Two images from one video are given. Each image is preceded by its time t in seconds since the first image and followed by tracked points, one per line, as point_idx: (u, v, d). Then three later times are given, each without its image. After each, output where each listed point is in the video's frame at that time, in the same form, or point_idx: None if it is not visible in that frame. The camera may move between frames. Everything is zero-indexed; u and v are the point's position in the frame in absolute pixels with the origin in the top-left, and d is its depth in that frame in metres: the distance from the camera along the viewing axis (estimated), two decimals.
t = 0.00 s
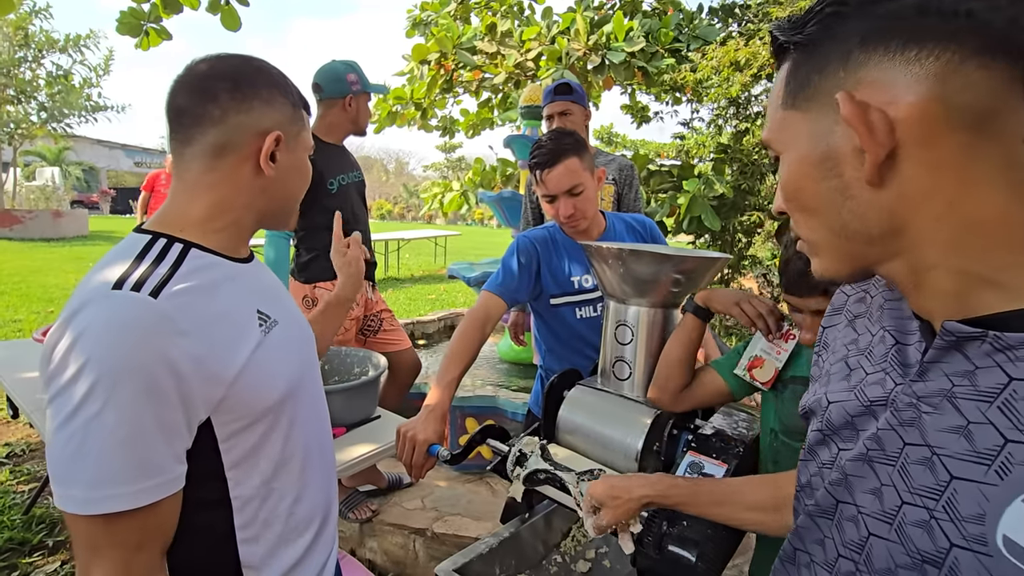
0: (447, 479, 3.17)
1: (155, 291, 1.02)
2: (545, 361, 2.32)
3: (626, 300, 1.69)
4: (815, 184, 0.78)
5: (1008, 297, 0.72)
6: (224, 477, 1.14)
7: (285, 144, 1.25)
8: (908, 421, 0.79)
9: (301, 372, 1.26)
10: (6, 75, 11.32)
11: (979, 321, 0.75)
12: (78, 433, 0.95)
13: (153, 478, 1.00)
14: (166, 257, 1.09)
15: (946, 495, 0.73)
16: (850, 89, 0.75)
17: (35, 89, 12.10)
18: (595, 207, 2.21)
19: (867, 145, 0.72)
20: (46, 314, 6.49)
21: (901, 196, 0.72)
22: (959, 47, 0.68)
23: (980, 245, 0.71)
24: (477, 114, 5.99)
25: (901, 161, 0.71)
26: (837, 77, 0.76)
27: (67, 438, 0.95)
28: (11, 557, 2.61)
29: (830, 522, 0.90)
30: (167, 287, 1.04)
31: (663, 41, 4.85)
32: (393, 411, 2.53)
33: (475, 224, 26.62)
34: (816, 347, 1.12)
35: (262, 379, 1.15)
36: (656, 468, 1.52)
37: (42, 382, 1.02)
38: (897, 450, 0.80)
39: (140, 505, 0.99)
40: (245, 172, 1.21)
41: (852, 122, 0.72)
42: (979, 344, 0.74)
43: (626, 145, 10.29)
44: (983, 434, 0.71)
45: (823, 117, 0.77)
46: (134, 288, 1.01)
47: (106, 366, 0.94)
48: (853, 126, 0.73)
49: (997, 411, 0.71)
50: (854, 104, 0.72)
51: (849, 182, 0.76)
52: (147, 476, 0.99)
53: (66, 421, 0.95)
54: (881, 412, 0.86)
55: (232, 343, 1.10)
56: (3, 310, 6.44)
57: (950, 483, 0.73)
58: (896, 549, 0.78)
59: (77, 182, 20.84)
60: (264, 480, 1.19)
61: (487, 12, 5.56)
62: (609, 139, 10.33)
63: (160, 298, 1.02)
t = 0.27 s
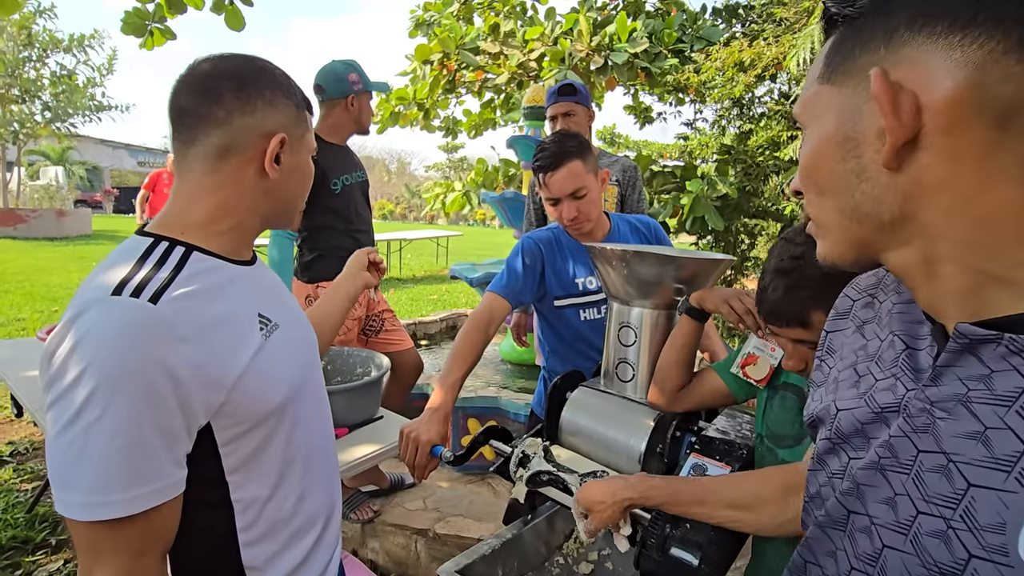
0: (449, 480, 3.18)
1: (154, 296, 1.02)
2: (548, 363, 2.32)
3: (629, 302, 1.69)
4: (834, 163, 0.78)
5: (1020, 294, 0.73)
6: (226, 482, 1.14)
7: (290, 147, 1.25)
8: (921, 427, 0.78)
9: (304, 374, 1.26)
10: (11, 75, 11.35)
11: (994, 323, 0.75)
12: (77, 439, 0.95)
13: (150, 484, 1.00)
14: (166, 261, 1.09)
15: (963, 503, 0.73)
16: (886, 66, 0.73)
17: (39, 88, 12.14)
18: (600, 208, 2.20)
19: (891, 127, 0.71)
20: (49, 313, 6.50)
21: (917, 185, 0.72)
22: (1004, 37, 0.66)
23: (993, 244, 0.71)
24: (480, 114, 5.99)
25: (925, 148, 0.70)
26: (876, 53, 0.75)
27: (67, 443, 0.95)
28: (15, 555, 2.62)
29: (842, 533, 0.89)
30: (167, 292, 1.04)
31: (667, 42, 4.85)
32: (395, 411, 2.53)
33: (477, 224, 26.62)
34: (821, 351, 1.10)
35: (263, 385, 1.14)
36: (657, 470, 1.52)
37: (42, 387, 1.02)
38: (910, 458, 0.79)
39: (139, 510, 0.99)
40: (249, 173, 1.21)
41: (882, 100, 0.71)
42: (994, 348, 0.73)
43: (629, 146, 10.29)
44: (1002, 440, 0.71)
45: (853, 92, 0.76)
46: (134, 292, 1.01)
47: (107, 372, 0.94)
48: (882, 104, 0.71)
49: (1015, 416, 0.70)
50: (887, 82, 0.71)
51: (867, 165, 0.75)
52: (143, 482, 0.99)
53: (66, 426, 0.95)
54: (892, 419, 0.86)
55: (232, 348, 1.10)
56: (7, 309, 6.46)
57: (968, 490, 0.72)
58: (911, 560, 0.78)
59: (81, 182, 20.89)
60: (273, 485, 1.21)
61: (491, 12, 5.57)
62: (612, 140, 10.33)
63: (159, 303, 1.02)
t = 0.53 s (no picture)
0: (451, 480, 3.18)
1: (159, 295, 1.02)
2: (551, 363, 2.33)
3: (632, 303, 1.69)
4: (858, 159, 0.78)
5: None
6: (226, 481, 1.15)
7: (295, 147, 1.26)
8: (939, 436, 0.79)
9: (305, 374, 1.26)
10: (14, 74, 11.38)
11: (1017, 331, 0.74)
12: (79, 438, 0.95)
13: (152, 483, 1.00)
14: (171, 261, 1.09)
15: (984, 517, 0.74)
16: (919, 57, 0.72)
17: (43, 88, 12.18)
18: (602, 212, 2.20)
19: (920, 121, 0.70)
20: (53, 312, 6.51)
21: (943, 185, 0.72)
22: None
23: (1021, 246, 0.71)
24: (482, 114, 6.00)
25: (954, 144, 0.70)
26: (908, 44, 0.74)
27: (69, 441, 0.96)
28: (18, 554, 2.62)
29: (854, 543, 0.91)
30: (173, 292, 1.05)
31: (670, 42, 4.85)
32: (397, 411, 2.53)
33: (479, 225, 26.62)
34: (833, 353, 1.08)
35: (264, 386, 1.15)
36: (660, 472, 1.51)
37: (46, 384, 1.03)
38: (927, 468, 0.80)
39: (139, 509, 0.99)
40: (255, 174, 1.21)
41: (913, 92, 0.70)
42: (1018, 356, 0.74)
43: (631, 146, 10.29)
44: None
45: (884, 83, 0.75)
46: (139, 292, 1.01)
47: (111, 372, 0.95)
48: (913, 96, 0.71)
49: None
50: (918, 74, 0.70)
51: (893, 160, 0.75)
52: (144, 482, 0.99)
53: (69, 424, 0.95)
54: (908, 427, 0.86)
55: (235, 349, 1.11)
56: (10, 307, 6.48)
57: (989, 504, 0.74)
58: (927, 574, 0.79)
59: (84, 182, 20.94)
60: (272, 487, 1.21)
61: (493, 13, 5.57)
62: (614, 140, 10.32)
63: (164, 303, 1.02)
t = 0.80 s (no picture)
0: (451, 479, 3.18)
1: (158, 291, 1.03)
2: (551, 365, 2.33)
3: (631, 302, 1.69)
4: (867, 158, 0.78)
5: None
6: (220, 478, 1.15)
7: (293, 144, 1.26)
8: (946, 440, 0.79)
9: (301, 373, 1.26)
10: (15, 73, 11.40)
11: None
12: (77, 431, 0.96)
13: (147, 478, 1.00)
14: (169, 260, 1.09)
15: (990, 523, 0.74)
16: (928, 55, 0.72)
17: (44, 88, 12.21)
18: (601, 215, 2.19)
19: (929, 121, 0.70)
20: (53, 311, 6.52)
21: (952, 184, 0.72)
22: None
23: None
24: (483, 114, 6.00)
25: (964, 143, 0.70)
26: (917, 42, 0.74)
27: (66, 434, 0.96)
28: (18, 552, 2.63)
29: (858, 545, 0.91)
30: (172, 289, 1.05)
31: (670, 42, 4.85)
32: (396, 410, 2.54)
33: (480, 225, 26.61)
34: (838, 353, 1.04)
35: (261, 384, 1.15)
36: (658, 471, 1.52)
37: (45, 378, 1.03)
38: (933, 472, 0.80)
39: (134, 503, 1.00)
40: (256, 173, 1.22)
41: (921, 91, 0.71)
42: None
43: (631, 147, 10.27)
44: None
45: (892, 82, 0.75)
46: (138, 288, 1.02)
47: (109, 368, 0.95)
48: (921, 95, 0.71)
49: None
50: (927, 72, 0.70)
51: (901, 160, 0.75)
52: (140, 477, 0.99)
53: (67, 418, 0.96)
54: (914, 429, 0.85)
55: (232, 347, 1.11)
56: (11, 306, 6.49)
57: (996, 510, 0.74)
58: None
59: (86, 181, 20.97)
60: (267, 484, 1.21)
61: (494, 13, 5.58)
62: (615, 141, 10.30)
63: (162, 299, 1.03)
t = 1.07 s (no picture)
0: (448, 479, 3.18)
1: (156, 288, 1.03)
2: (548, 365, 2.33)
3: (627, 302, 1.69)
4: (857, 156, 0.77)
5: None
6: (214, 475, 1.15)
7: (290, 141, 1.26)
8: (938, 439, 0.79)
9: (295, 372, 1.26)
10: (15, 73, 11.40)
11: (1017, 332, 0.74)
12: (73, 426, 0.96)
13: (142, 474, 1.00)
14: (165, 259, 1.09)
15: (985, 523, 0.74)
16: (918, 52, 0.72)
17: (44, 87, 12.22)
18: (599, 215, 2.19)
19: (921, 118, 0.70)
20: (53, 311, 6.52)
21: (942, 181, 0.72)
22: None
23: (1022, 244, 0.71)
24: (482, 114, 6.00)
25: (954, 140, 0.70)
26: (906, 40, 0.74)
27: (61, 429, 0.96)
28: (15, 551, 2.63)
29: (851, 546, 0.90)
30: (170, 286, 1.05)
31: (669, 42, 4.86)
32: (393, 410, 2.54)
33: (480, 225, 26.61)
34: (826, 355, 1.03)
35: (256, 382, 1.15)
36: (652, 471, 1.52)
37: (40, 376, 1.03)
38: (925, 472, 0.80)
39: (128, 499, 1.00)
40: (252, 171, 1.22)
41: (912, 86, 0.70)
42: (1018, 358, 0.74)
43: (631, 147, 10.28)
44: None
45: (882, 79, 0.75)
46: (136, 285, 1.02)
47: (106, 364, 0.95)
48: (913, 91, 0.70)
49: None
50: (918, 69, 0.70)
51: (892, 158, 0.75)
52: (135, 472, 0.99)
53: (63, 413, 0.96)
54: (905, 429, 0.84)
55: (228, 344, 1.11)
56: (10, 306, 6.49)
57: (989, 509, 0.74)
58: None
59: (85, 181, 20.96)
60: (260, 481, 1.21)
61: (494, 13, 5.57)
62: (615, 142, 10.30)
63: (160, 296, 1.03)
